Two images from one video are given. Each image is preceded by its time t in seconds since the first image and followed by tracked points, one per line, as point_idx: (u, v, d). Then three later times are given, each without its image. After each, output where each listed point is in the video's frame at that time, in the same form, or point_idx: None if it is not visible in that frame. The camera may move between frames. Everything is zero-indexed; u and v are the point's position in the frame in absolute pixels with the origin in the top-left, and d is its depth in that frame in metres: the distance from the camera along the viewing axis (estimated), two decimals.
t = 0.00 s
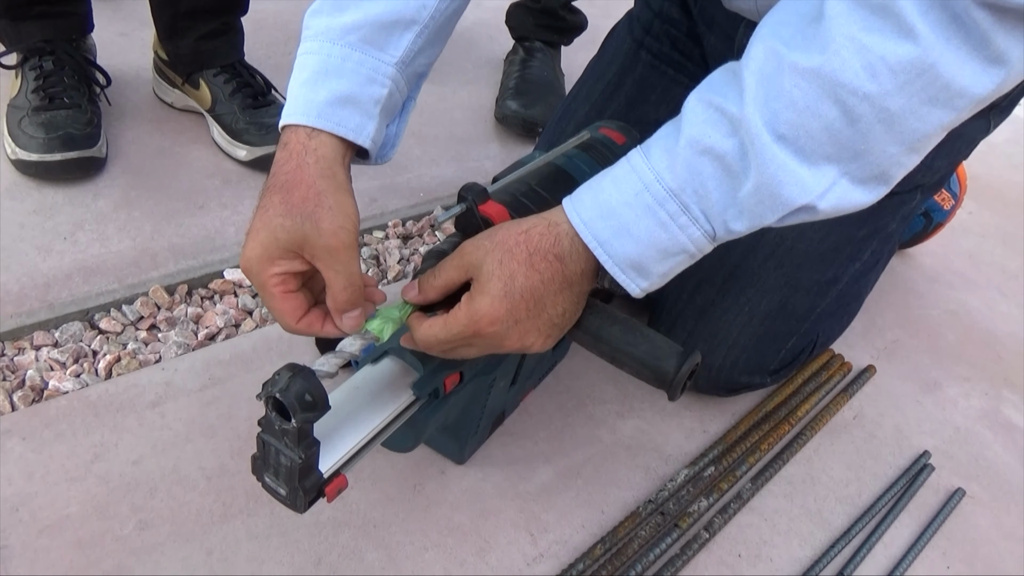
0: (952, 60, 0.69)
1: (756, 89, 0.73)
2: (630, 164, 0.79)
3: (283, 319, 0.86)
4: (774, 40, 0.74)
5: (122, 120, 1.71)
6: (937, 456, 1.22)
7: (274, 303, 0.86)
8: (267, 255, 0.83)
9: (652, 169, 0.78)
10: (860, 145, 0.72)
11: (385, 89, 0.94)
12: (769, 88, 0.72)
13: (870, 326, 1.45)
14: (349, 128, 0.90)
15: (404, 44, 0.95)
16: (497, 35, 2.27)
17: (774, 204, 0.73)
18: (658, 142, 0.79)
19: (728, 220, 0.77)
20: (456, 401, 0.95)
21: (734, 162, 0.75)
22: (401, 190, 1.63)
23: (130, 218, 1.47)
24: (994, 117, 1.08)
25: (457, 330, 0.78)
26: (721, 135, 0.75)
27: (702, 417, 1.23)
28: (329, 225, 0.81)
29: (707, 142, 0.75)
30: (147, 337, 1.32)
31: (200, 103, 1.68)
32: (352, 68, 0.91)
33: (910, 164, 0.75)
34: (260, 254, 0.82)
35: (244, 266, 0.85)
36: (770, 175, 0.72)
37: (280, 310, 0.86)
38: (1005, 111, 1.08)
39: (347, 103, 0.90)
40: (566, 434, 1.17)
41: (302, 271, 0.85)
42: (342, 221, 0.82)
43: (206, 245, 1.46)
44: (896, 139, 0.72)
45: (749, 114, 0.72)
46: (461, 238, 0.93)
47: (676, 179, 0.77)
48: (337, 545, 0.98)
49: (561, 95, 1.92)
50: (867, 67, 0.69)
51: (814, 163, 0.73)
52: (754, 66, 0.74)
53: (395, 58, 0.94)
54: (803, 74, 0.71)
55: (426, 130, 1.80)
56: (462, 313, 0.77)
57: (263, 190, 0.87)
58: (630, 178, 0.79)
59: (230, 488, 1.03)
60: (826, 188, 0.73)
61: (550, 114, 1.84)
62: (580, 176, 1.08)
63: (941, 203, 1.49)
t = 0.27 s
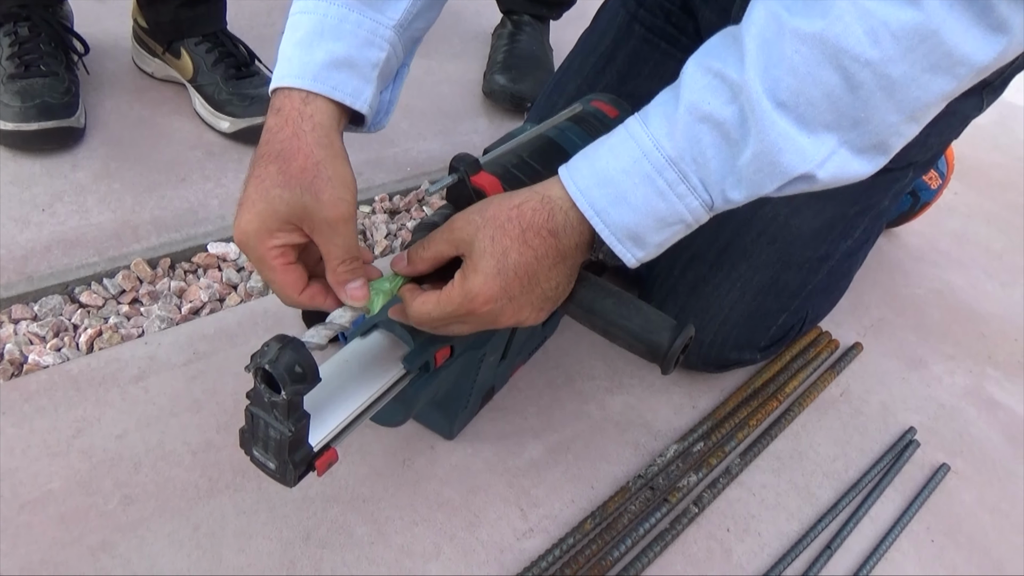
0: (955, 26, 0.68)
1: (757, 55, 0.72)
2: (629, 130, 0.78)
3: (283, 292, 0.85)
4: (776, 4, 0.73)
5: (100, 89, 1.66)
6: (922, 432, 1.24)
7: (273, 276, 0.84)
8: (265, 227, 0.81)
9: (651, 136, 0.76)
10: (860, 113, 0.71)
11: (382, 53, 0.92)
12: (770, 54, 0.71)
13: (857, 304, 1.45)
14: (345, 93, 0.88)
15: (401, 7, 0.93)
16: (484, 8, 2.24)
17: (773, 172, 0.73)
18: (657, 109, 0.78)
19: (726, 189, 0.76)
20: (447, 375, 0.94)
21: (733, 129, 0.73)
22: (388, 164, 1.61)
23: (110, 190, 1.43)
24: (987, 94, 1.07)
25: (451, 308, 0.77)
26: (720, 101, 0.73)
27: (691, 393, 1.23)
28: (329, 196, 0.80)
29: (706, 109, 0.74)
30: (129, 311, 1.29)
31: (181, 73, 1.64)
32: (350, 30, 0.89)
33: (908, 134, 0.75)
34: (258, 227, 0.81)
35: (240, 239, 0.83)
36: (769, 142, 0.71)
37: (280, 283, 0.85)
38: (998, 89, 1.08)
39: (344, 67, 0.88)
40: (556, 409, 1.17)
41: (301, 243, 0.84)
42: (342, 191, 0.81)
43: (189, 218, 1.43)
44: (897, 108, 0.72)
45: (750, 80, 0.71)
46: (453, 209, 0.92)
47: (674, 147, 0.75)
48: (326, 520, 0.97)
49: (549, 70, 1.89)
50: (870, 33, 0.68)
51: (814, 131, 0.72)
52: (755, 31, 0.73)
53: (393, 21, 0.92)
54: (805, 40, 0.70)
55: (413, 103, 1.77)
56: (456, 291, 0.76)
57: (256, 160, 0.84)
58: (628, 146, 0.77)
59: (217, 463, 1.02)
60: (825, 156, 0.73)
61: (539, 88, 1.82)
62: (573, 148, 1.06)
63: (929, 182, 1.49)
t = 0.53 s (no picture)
0: (949, 22, 0.70)
1: (753, 46, 0.72)
2: (623, 121, 0.77)
3: (271, 282, 0.85)
4: None
5: (83, 72, 1.63)
6: (907, 423, 1.25)
7: (260, 266, 0.84)
8: (249, 219, 0.80)
9: (646, 127, 0.76)
10: (854, 106, 0.72)
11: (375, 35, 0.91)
12: (766, 45, 0.71)
13: (844, 296, 1.46)
14: (336, 76, 0.87)
15: None
16: None
17: (768, 164, 0.73)
18: (651, 99, 0.77)
19: (721, 181, 0.76)
20: (436, 366, 0.94)
21: (729, 121, 0.73)
22: (377, 152, 1.59)
23: (94, 176, 1.41)
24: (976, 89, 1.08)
25: (443, 302, 0.76)
26: (716, 93, 0.73)
27: (679, 384, 1.24)
28: (310, 186, 0.78)
29: (702, 100, 0.73)
30: (114, 299, 1.28)
31: (166, 58, 1.61)
32: (340, 12, 0.87)
33: (899, 129, 0.76)
34: (241, 218, 0.80)
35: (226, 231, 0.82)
36: (765, 134, 0.72)
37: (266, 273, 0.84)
38: (987, 84, 1.08)
39: (336, 49, 0.87)
40: (545, 400, 1.17)
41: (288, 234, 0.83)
42: (324, 181, 0.78)
43: (174, 205, 1.41)
44: (890, 102, 0.73)
45: (746, 71, 0.71)
46: (443, 199, 0.91)
47: (669, 138, 0.75)
48: (314, 510, 0.97)
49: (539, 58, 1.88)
50: (866, 27, 0.69)
51: (808, 124, 0.73)
52: (751, 22, 0.73)
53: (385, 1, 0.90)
54: (802, 32, 0.70)
55: (402, 91, 1.76)
56: (447, 284, 0.75)
57: (240, 150, 0.83)
58: (622, 136, 0.77)
59: (204, 453, 1.01)
60: (819, 149, 0.73)
61: (529, 77, 1.81)
62: (563, 138, 1.06)
63: (915, 174, 1.50)
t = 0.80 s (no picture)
0: (944, 20, 0.70)
1: (749, 42, 0.72)
2: (619, 116, 0.77)
3: (264, 288, 0.85)
4: None
5: (74, 66, 1.62)
6: (899, 419, 1.26)
7: (255, 274, 0.83)
8: (247, 229, 0.79)
9: (642, 123, 0.76)
10: (849, 103, 0.72)
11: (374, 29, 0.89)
12: (762, 42, 0.71)
13: (836, 293, 1.47)
14: (339, 73, 0.85)
15: None
16: None
17: (763, 160, 0.73)
18: (647, 94, 0.77)
19: (716, 177, 0.76)
20: (430, 362, 0.94)
21: (724, 117, 0.73)
22: (370, 147, 1.59)
23: (85, 170, 1.40)
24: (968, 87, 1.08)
25: (437, 299, 0.76)
26: (712, 89, 0.73)
27: (673, 380, 1.24)
28: (313, 197, 0.77)
29: (698, 96, 0.73)
30: (106, 294, 1.27)
31: (158, 51, 1.60)
32: (342, 6, 0.86)
33: (894, 126, 0.76)
34: (239, 229, 0.78)
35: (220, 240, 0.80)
36: (760, 131, 0.72)
37: (260, 279, 0.84)
38: (979, 82, 1.09)
39: (337, 45, 0.85)
40: (539, 395, 1.17)
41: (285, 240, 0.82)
42: (326, 192, 0.78)
43: (167, 199, 1.40)
44: (885, 99, 0.73)
45: (742, 68, 0.71)
46: (438, 195, 0.91)
47: (665, 134, 0.75)
48: (308, 506, 0.97)
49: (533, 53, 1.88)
50: (862, 24, 0.69)
51: (804, 120, 0.73)
52: (747, 18, 0.73)
53: None
54: (798, 29, 0.70)
55: (396, 85, 1.75)
56: (442, 281, 0.75)
57: (234, 156, 0.80)
58: (618, 132, 0.77)
59: (197, 449, 1.01)
60: (814, 146, 0.73)
61: (523, 72, 1.80)
62: (558, 134, 1.06)
63: (908, 172, 1.50)
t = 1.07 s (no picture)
0: (937, 22, 0.70)
1: (744, 46, 0.72)
2: (614, 121, 0.77)
3: (267, 273, 0.80)
4: None
5: (69, 69, 1.61)
6: (896, 419, 1.26)
7: (261, 254, 0.80)
8: (261, 203, 0.77)
9: (637, 128, 0.76)
10: (844, 106, 0.73)
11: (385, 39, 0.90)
12: (756, 46, 0.72)
13: (832, 293, 1.48)
14: (350, 79, 0.86)
15: None
16: None
17: (758, 164, 0.74)
18: (642, 99, 0.78)
19: (712, 181, 0.76)
20: (429, 365, 0.94)
21: (720, 121, 0.74)
22: (367, 149, 1.59)
23: (81, 173, 1.40)
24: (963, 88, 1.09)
25: (437, 306, 0.77)
26: (707, 93, 0.74)
27: (670, 381, 1.24)
28: (328, 175, 0.77)
29: (692, 102, 0.74)
30: (102, 298, 1.27)
31: (153, 54, 1.60)
32: (351, 15, 0.87)
33: (888, 128, 0.77)
34: (253, 202, 0.77)
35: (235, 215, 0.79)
36: (755, 135, 0.72)
37: (267, 261, 0.80)
38: (974, 84, 1.09)
39: (348, 53, 0.86)
40: (536, 397, 1.17)
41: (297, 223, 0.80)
42: (342, 172, 0.78)
43: (163, 203, 1.40)
44: (879, 102, 0.73)
45: (737, 72, 0.72)
46: (436, 198, 0.91)
47: (661, 139, 0.75)
48: (307, 510, 0.97)
49: (528, 54, 1.87)
50: (855, 27, 0.70)
51: (798, 124, 0.73)
52: (742, 23, 0.73)
53: (394, 5, 0.90)
54: (792, 33, 0.70)
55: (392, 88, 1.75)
56: (441, 289, 0.76)
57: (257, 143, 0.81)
58: (614, 138, 0.77)
59: (195, 453, 1.01)
60: (809, 150, 0.74)
61: (519, 74, 1.80)
62: (555, 137, 1.06)
63: (903, 173, 1.51)
